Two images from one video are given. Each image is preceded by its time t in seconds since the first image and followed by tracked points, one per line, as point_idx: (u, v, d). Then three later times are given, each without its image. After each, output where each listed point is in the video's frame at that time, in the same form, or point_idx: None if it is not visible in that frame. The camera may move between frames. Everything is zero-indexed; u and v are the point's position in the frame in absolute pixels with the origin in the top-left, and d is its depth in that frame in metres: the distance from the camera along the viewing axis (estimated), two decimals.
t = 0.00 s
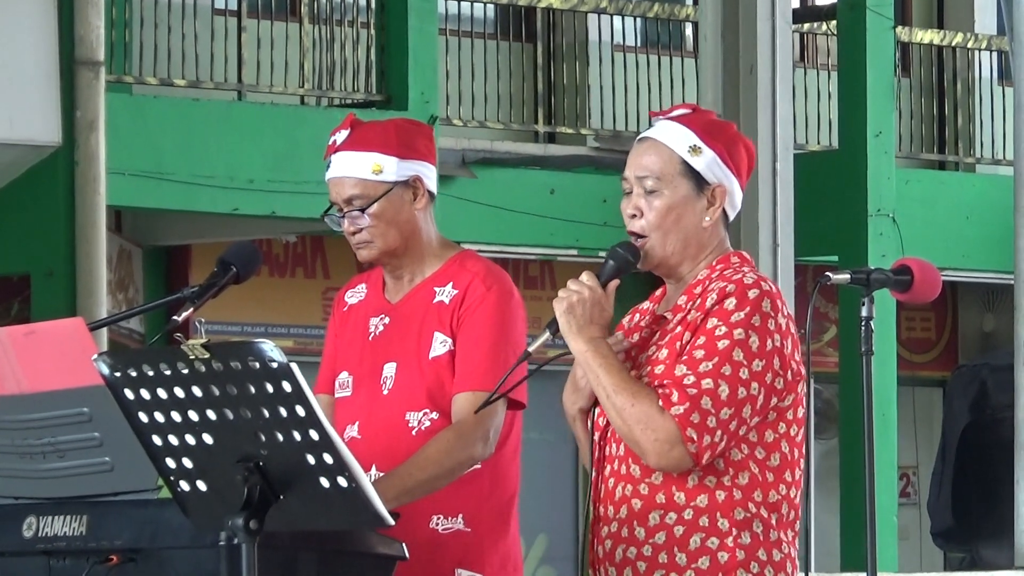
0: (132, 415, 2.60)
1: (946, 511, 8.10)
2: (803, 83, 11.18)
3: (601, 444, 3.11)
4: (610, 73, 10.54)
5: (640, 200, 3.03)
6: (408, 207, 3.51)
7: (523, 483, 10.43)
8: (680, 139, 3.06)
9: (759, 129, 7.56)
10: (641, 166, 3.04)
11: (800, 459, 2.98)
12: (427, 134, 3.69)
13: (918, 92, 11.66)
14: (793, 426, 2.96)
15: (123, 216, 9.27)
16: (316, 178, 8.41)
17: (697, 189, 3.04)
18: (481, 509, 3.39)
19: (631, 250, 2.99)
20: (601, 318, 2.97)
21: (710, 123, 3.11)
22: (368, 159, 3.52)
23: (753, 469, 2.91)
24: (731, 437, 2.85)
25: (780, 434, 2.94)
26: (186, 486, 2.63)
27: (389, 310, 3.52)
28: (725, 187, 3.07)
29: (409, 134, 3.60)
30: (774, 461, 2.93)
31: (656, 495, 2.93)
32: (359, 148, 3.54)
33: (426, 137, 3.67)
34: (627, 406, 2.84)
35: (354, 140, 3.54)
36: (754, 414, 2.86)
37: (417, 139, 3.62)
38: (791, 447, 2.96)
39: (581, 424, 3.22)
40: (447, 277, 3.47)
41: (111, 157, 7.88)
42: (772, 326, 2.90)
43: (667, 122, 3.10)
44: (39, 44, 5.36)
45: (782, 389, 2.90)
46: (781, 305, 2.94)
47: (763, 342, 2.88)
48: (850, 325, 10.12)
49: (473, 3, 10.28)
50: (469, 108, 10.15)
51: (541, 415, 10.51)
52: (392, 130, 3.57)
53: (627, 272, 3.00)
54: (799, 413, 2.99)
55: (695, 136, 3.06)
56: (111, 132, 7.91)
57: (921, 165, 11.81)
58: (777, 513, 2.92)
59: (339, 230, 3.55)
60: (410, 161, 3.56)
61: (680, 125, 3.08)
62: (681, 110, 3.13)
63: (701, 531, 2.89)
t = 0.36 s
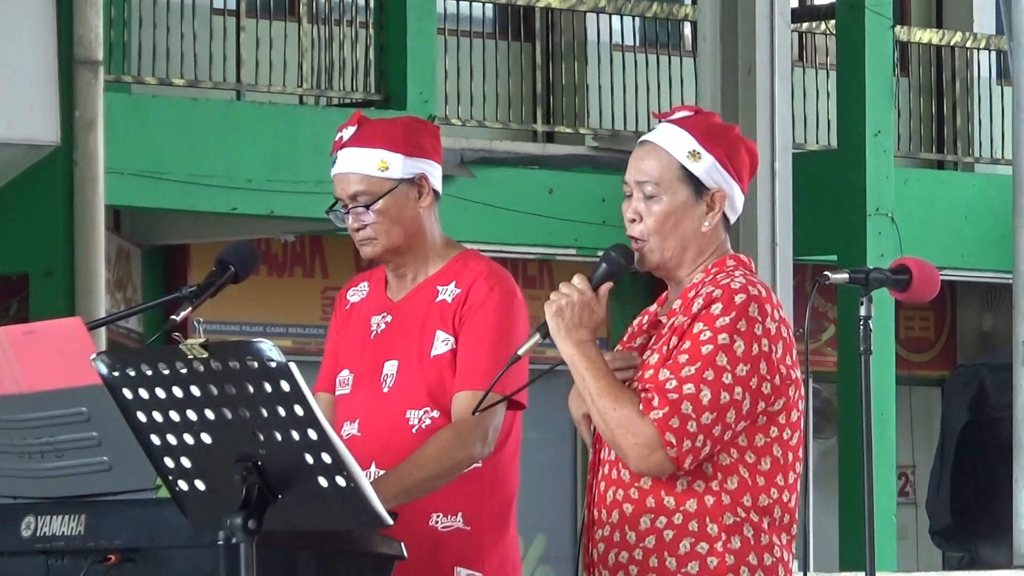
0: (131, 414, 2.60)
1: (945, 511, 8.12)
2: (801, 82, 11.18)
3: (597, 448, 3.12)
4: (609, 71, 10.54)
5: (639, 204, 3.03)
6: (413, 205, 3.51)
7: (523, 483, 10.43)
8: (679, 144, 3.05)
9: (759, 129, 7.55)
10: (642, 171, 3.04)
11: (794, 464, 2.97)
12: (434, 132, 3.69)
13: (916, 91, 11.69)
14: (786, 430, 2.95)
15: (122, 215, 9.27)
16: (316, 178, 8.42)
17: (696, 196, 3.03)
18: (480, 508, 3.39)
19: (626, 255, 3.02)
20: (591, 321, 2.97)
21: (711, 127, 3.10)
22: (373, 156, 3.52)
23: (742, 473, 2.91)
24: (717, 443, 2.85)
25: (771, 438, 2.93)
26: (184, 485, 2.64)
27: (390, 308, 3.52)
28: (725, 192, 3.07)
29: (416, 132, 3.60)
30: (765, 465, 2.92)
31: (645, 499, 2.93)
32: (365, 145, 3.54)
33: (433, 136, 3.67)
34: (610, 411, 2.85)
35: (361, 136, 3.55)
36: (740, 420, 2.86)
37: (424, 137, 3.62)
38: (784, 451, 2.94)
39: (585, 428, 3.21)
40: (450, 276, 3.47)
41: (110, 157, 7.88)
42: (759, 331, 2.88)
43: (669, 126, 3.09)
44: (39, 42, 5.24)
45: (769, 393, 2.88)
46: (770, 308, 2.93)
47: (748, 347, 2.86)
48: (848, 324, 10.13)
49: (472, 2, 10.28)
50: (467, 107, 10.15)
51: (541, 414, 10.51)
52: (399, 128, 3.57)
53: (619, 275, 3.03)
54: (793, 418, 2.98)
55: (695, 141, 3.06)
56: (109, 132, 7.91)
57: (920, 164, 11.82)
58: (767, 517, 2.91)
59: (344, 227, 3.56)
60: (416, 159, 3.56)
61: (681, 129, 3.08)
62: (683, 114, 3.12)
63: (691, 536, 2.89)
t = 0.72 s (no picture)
0: (127, 410, 2.60)
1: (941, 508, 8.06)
2: (799, 79, 11.19)
3: (592, 445, 3.13)
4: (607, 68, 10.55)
5: (631, 200, 3.03)
6: (411, 202, 3.51)
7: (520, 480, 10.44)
8: (668, 137, 3.05)
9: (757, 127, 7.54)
10: (632, 166, 3.04)
11: (789, 454, 2.97)
12: (438, 132, 3.70)
13: (914, 88, 11.73)
14: (780, 421, 2.95)
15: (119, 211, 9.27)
16: (313, 175, 8.43)
17: (688, 187, 3.03)
18: (479, 505, 3.39)
19: (617, 253, 2.99)
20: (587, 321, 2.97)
21: (696, 116, 3.10)
22: (375, 150, 3.53)
23: (738, 467, 2.91)
24: (711, 438, 2.85)
25: (766, 430, 2.93)
26: (181, 482, 2.63)
27: (389, 305, 3.52)
28: (716, 181, 3.07)
29: (420, 129, 3.62)
30: (760, 457, 2.92)
31: (641, 496, 2.93)
32: (368, 138, 3.56)
33: (437, 135, 3.68)
34: (606, 411, 2.85)
35: (365, 130, 3.56)
36: (734, 414, 2.86)
37: (427, 135, 3.63)
38: (779, 442, 2.95)
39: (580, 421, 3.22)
40: (448, 273, 3.47)
41: (106, 153, 7.87)
42: (750, 324, 2.88)
43: (656, 117, 3.09)
44: (36, 40, 5.27)
45: (762, 386, 2.89)
46: (760, 300, 2.93)
47: (740, 341, 2.86)
48: (845, 321, 10.13)
49: None
50: (465, 104, 10.15)
51: (538, 411, 10.52)
52: (404, 123, 3.58)
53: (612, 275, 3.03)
54: (786, 409, 2.98)
55: (684, 133, 3.05)
56: (107, 129, 7.90)
57: (918, 161, 11.82)
58: (764, 508, 2.92)
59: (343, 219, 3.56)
60: (417, 156, 3.57)
61: (668, 120, 3.07)
62: (667, 103, 3.11)
63: (688, 531, 2.89)
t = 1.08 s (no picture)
0: (124, 408, 2.59)
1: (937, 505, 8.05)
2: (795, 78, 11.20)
3: (588, 448, 3.13)
4: (603, 66, 10.55)
5: (616, 204, 3.02)
6: (405, 197, 3.52)
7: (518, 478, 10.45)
8: (650, 141, 3.04)
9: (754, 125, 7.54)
10: (616, 171, 3.03)
11: (786, 451, 2.98)
12: (450, 142, 3.72)
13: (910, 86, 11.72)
14: (776, 419, 2.96)
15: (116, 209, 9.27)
16: (309, 172, 8.42)
17: (673, 191, 3.03)
18: (475, 504, 3.40)
19: (608, 257, 3.00)
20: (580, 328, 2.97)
21: (676, 118, 3.10)
22: (375, 142, 3.56)
23: (737, 467, 2.91)
24: (709, 441, 2.85)
25: (762, 429, 2.94)
26: (177, 481, 2.63)
27: (387, 302, 3.53)
28: (699, 181, 3.07)
29: (427, 131, 3.63)
30: (758, 456, 2.93)
31: (640, 500, 2.93)
32: (373, 130, 3.58)
33: (446, 141, 3.69)
34: (603, 418, 2.85)
35: (373, 122, 3.59)
36: (730, 416, 2.86)
37: (434, 137, 3.64)
38: (776, 440, 2.95)
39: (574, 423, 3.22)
40: (445, 271, 3.47)
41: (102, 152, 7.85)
42: (742, 326, 2.88)
43: (634, 121, 3.08)
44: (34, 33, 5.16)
45: (758, 386, 2.89)
46: (751, 301, 2.93)
47: (734, 343, 2.86)
48: (841, 320, 10.14)
49: None
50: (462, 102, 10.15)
51: (536, 409, 10.52)
52: (411, 121, 3.60)
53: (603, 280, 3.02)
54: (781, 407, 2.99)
55: (665, 136, 3.05)
56: (104, 127, 7.90)
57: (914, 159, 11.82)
58: (764, 507, 2.92)
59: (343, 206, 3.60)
60: (418, 154, 3.57)
61: (649, 124, 3.07)
62: (647, 106, 3.11)
63: (688, 533, 2.89)
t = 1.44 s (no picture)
0: (120, 406, 2.58)
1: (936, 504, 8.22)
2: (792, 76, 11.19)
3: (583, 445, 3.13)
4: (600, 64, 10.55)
5: (617, 199, 3.02)
6: (406, 194, 3.52)
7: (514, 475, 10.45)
8: (654, 136, 3.04)
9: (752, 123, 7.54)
10: (619, 166, 3.03)
11: (780, 452, 2.98)
12: (452, 136, 3.72)
13: (908, 85, 11.67)
14: (773, 420, 2.96)
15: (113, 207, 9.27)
16: (306, 170, 8.41)
17: (675, 187, 3.03)
18: (473, 503, 3.40)
19: (606, 252, 3.02)
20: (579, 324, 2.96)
21: (680, 115, 3.10)
22: (377, 139, 3.56)
23: (733, 467, 2.92)
24: (709, 440, 2.86)
25: (760, 429, 2.94)
26: (175, 479, 2.63)
27: (385, 301, 3.53)
28: (701, 180, 3.07)
29: (428, 127, 3.64)
30: (754, 457, 2.93)
31: (635, 498, 2.94)
32: (375, 126, 3.59)
33: (448, 138, 3.70)
34: (605, 414, 2.84)
35: (375, 118, 3.59)
36: (730, 416, 2.87)
37: (434, 133, 3.64)
38: (772, 441, 2.96)
39: (567, 417, 3.23)
40: (445, 270, 3.47)
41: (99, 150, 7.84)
42: (745, 325, 2.89)
43: (639, 117, 3.08)
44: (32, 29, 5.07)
45: (758, 386, 2.90)
46: (754, 301, 2.94)
47: (736, 342, 2.87)
48: (839, 318, 10.13)
49: None
50: (460, 100, 10.14)
51: (533, 407, 10.52)
52: (413, 119, 3.61)
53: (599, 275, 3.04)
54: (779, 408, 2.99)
55: (669, 132, 3.05)
56: (101, 125, 7.89)
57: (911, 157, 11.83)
58: (759, 509, 2.93)
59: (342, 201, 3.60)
60: (420, 151, 3.57)
61: (652, 120, 3.07)
62: (651, 104, 3.11)
63: (683, 533, 2.89)
